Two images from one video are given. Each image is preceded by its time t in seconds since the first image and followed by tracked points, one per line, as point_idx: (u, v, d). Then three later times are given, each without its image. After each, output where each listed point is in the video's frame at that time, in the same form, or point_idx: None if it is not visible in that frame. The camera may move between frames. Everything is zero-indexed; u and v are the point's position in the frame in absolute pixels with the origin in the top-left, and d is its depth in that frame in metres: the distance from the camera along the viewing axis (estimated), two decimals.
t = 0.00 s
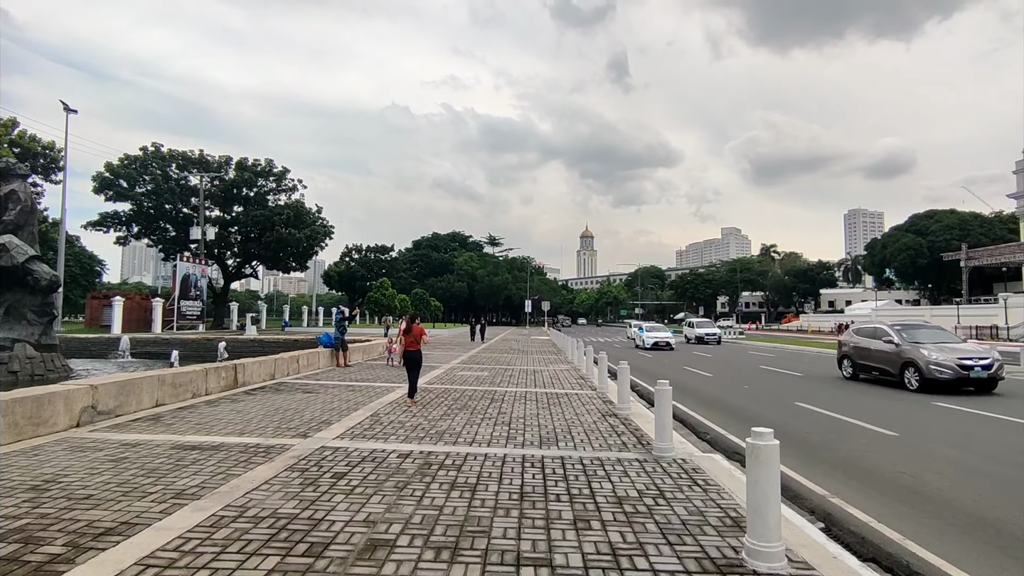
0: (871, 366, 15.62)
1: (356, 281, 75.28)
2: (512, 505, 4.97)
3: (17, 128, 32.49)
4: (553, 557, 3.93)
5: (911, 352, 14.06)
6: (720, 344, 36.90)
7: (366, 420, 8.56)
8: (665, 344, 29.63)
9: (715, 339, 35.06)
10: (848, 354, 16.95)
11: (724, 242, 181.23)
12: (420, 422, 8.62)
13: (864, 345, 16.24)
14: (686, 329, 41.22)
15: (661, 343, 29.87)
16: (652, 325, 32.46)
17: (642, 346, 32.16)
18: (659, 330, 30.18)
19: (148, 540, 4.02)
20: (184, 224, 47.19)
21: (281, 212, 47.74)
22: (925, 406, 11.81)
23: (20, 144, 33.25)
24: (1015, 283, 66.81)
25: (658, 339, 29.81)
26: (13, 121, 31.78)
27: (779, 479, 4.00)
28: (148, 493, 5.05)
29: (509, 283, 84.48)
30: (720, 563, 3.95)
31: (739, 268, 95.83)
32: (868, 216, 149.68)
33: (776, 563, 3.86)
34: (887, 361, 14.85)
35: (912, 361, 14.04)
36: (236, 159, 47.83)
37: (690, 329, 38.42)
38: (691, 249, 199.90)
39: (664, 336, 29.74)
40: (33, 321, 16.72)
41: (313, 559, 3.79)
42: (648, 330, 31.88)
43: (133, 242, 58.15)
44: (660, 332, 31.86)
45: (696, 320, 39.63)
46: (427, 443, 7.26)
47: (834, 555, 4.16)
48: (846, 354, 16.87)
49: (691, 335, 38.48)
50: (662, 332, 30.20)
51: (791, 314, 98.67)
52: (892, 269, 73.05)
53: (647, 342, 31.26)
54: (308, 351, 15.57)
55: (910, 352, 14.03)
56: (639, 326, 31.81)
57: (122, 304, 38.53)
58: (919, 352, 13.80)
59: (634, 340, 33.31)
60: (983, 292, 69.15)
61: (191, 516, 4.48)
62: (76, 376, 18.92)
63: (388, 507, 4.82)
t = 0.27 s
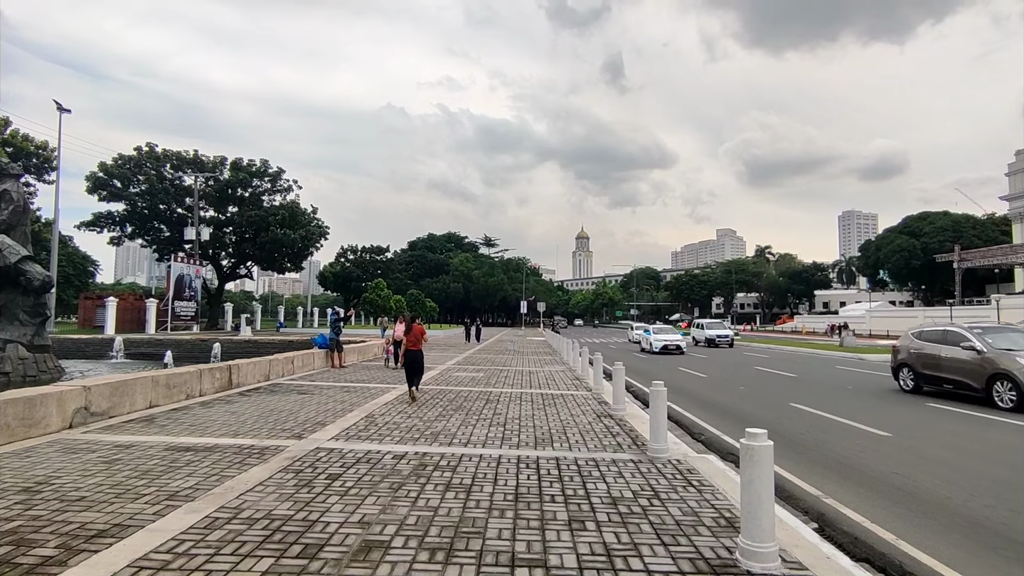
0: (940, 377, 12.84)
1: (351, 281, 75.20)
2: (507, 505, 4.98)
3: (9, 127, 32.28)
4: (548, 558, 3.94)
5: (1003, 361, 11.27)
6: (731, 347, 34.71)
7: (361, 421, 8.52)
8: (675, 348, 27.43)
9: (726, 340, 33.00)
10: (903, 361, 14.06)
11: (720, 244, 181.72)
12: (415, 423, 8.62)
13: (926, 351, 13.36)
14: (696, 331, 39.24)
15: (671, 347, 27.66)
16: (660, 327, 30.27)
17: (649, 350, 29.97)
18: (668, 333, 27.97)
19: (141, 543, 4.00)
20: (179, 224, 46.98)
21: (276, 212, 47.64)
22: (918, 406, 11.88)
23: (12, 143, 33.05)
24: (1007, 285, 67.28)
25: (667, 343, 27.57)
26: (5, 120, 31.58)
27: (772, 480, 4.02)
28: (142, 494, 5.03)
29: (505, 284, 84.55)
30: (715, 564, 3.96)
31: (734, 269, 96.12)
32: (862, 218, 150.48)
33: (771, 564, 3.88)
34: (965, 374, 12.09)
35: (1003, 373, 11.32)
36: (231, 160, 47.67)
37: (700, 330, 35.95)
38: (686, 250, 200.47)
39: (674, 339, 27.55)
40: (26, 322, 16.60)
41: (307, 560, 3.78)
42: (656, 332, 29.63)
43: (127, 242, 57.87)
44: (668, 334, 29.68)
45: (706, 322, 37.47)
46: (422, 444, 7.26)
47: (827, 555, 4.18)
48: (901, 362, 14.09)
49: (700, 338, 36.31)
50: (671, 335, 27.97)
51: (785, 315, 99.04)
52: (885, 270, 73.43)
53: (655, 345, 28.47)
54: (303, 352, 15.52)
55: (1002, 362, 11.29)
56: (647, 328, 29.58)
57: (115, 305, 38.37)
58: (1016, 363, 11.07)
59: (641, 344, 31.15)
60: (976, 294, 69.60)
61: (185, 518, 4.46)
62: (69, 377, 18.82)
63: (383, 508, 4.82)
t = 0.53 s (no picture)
0: None
1: (344, 281, 75.01)
2: (499, 506, 4.98)
3: None
4: (540, 559, 3.94)
5: None
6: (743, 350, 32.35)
7: (353, 422, 8.51)
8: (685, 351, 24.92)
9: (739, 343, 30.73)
10: (986, 373, 11.45)
11: (712, 245, 182.48)
12: (407, 423, 8.61)
13: (1023, 361, 10.74)
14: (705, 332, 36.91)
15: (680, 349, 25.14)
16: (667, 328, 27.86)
17: (655, 352, 27.54)
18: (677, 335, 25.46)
19: (131, 544, 3.97)
20: (170, 224, 46.66)
21: (268, 212, 47.43)
22: (908, 406, 12.01)
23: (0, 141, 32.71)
24: (996, 287, 67.97)
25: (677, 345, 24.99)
26: None
27: (763, 480, 4.05)
28: (132, 496, 4.99)
29: (498, 284, 84.58)
30: (707, 563, 3.98)
31: (726, 270, 96.55)
32: (853, 220, 151.59)
33: (762, 564, 3.90)
34: None
35: None
36: (223, 159, 47.40)
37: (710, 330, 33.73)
38: (679, 251, 201.27)
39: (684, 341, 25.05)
40: (14, 321, 16.41)
41: (300, 561, 3.76)
42: (664, 333, 27.10)
43: (118, 241, 57.43)
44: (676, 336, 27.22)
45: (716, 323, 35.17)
46: (415, 445, 7.25)
47: (818, 554, 4.21)
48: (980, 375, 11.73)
49: (710, 339, 34.02)
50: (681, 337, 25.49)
51: (777, 316, 99.63)
52: (876, 272, 73.99)
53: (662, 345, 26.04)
54: (295, 353, 15.46)
55: None
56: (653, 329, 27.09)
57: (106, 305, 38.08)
58: None
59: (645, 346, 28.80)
60: (965, 295, 70.25)
61: (176, 519, 4.43)
62: (59, 377, 18.66)
63: (376, 509, 4.81)
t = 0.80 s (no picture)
0: None
1: (334, 281, 74.70)
2: (490, 506, 4.98)
3: None
4: (532, 557, 3.96)
5: None
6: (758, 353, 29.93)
7: (344, 421, 8.49)
8: (697, 355, 22.57)
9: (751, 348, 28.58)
10: None
11: (702, 246, 183.40)
12: (398, 423, 8.59)
13: None
14: (715, 334, 34.53)
15: (692, 354, 22.77)
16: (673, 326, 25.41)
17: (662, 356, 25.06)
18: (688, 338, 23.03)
19: (119, 545, 3.94)
20: (158, 222, 46.21)
21: (258, 211, 47.12)
22: (895, 407, 12.15)
23: None
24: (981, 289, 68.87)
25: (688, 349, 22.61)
26: None
27: (754, 479, 4.08)
28: (120, 496, 4.95)
29: (489, 285, 84.58)
30: (697, 561, 4.01)
31: (716, 271, 97.06)
32: (841, 222, 153.00)
33: (751, 561, 3.94)
34: None
35: None
36: (212, 157, 47.04)
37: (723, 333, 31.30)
38: (669, 252, 202.33)
39: (695, 344, 22.68)
40: None
41: (291, 560, 3.76)
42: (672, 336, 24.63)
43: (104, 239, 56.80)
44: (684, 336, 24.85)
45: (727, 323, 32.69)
46: (406, 445, 7.24)
47: (806, 552, 4.26)
48: None
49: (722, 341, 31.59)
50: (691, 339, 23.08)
51: (766, 317, 100.35)
52: (864, 273, 74.71)
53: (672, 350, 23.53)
54: (285, 353, 15.38)
55: None
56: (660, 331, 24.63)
57: (92, 304, 37.64)
58: None
59: (650, 348, 26.55)
60: (950, 297, 71.09)
61: (165, 519, 4.40)
62: (44, 377, 18.44)
63: (367, 508, 4.81)
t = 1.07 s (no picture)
0: None
1: (321, 281, 74.23)
2: (484, 504, 4.98)
3: None
4: (527, 555, 3.96)
5: None
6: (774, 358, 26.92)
7: (334, 421, 8.43)
8: (713, 361, 19.73)
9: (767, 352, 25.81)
10: None
11: (689, 247, 184.59)
12: (388, 422, 8.55)
13: None
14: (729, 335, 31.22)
15: (707, 359, 19.89)
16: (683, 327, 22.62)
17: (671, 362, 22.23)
18: (702, 341, 20.22)
19: (107, 546, 3.87)
20: (141, 220, 45.59)
21: (244, 210, 46.65)
22: (880, 406, 12.28)
23: None
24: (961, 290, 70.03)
25: (702, 354, 19.78)
26: None
27: (747, 477, 4.11)
28: (107, 496, 4.88)
29: (477, 285, 84.51)
30: (691, 559, 4.03)
31: (703, 272, 97.68)
32: (826, 224, 154.85)
33: (744, 558, 3.98)
34: None
35: None
36: (197, 155, 46.51)
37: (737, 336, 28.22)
38: (656, 253, 203.60)
39: (711, 348, 19.81)
40: None
41: (284, 560, 3.72)
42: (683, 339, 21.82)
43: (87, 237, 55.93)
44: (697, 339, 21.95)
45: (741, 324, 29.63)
46: (396, 444, 7.20)
47: (797, 548, 4.30)
48: None
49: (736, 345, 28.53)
50: (706, 343, 20.22)
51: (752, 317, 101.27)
52: (848, 275, 75.69)
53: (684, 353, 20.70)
54: (272, 352, 15.23)
55: None
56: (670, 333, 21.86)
57: (73, 303, 37.04)
58: None
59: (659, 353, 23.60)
60: (932, 298, 72.21)
61: (154, 520, 4.35)
62: (25, 377, 18.12)
63: (360, 508, 4.78)
